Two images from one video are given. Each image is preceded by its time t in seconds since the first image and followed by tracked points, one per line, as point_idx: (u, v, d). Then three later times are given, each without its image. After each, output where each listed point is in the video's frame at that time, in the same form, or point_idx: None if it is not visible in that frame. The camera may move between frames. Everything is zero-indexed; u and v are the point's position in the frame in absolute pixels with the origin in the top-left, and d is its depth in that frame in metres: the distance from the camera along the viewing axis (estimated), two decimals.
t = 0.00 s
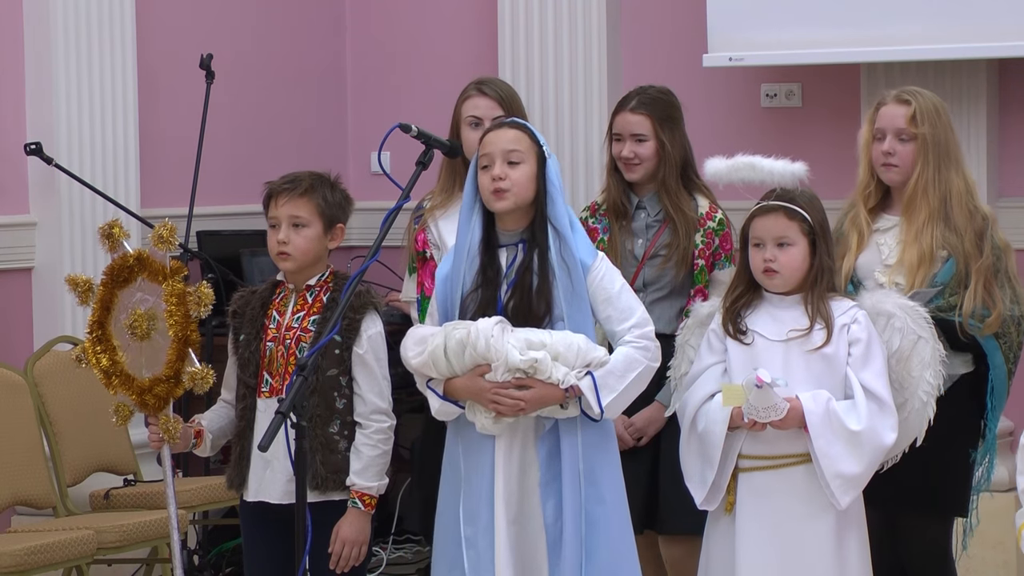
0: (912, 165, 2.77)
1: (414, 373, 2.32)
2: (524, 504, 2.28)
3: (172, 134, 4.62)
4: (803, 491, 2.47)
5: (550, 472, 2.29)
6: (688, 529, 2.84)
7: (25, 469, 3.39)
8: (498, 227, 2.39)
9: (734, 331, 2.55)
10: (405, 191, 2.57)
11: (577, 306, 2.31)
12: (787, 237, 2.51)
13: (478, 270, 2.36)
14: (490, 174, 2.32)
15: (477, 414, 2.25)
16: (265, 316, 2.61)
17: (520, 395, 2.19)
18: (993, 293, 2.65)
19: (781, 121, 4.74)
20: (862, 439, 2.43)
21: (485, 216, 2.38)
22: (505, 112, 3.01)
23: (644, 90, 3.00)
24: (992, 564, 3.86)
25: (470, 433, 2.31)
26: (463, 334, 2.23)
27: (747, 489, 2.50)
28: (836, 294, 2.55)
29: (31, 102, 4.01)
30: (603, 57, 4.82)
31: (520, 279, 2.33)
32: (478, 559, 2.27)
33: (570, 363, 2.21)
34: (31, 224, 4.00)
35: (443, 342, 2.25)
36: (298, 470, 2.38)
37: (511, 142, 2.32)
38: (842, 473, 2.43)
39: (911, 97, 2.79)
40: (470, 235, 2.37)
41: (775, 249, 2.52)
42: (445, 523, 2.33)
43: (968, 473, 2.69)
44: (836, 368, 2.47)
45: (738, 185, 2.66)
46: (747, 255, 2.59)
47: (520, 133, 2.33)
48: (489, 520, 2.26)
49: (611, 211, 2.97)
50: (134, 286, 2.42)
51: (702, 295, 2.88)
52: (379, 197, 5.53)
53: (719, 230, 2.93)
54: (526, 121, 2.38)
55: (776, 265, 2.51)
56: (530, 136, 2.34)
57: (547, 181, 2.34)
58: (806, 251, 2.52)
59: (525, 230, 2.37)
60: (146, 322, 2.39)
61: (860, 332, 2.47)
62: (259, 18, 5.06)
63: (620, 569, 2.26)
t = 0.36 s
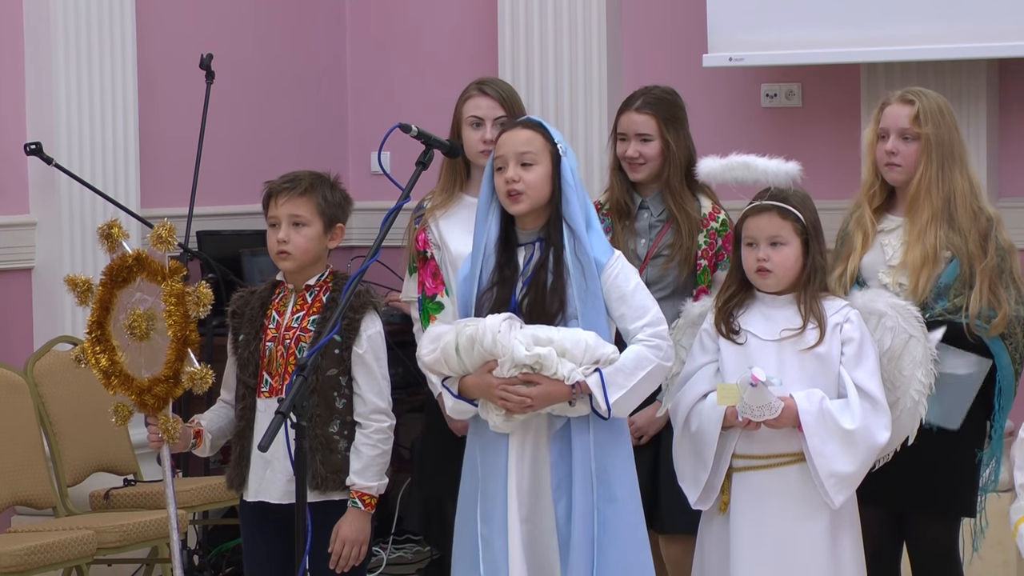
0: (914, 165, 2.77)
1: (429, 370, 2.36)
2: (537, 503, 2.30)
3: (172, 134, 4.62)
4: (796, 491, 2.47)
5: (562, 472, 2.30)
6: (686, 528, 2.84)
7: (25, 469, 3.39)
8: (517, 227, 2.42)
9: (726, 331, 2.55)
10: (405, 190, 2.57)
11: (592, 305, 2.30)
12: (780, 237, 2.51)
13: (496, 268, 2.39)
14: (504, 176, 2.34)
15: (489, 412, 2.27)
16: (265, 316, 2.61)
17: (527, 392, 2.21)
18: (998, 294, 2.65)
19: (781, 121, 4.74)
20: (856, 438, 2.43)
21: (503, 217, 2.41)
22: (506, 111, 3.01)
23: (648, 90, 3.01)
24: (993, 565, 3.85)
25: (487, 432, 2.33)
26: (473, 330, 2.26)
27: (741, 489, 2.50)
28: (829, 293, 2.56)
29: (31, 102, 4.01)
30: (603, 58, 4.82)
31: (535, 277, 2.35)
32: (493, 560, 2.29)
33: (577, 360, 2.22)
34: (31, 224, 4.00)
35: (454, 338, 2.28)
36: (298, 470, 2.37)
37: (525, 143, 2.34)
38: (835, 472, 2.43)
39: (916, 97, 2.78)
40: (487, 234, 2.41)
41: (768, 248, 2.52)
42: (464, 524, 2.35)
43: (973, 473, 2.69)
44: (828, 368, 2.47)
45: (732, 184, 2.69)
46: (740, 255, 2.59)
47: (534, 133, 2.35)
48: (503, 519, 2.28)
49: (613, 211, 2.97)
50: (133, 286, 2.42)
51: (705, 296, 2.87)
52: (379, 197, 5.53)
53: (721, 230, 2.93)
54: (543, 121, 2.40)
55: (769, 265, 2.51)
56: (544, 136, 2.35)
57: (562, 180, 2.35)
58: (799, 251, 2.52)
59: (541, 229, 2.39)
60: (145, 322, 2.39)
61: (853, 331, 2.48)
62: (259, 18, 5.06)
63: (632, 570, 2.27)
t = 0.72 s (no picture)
0: (897, 165, 2.77)
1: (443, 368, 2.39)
2: (545, 504, 2.31)
3: (172, 134, 4.62)
4: (795, 490, 2.47)
5: (570, 472, 2.32)
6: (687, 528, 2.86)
7: (25, 469, 3.39)
8: (533, 227, 2.44)
9: (718, 332, 2.54)
10: (406, 190, 2.57)
11: (601, 307, 2.32)
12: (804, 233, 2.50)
13: (510, 266, 2.42)
14: (517, 178, 2.37)
15: (498, 411, 2.29)
16: (265, 316, 2.61)
17: (532, 392, 2.23)
18: (987, 292, 2.66)
19: (781, 120, 4.74)
20: (855, 436, 2.43)
21: (521, 217, 2.44)
22: (505, 111, 3.01)
23: (660, 88, 3.00)
24: (992, 564, 3.86)
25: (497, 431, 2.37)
26: (481, 329, 2.29)
27: (739, 489, 2.51)
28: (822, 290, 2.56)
29: (31, 102, 4.01)
30: (603, 58, 4.82)
31: (548, 276, 2.38)
32: (499, 558, 2.31)
33: (581, 360, 2.23)
34: (31, 224, 4.00)
35: (463, 337, 2.31)
36: (298, 469, 2.37)
37: (537, 145, 2.36)
38: (836, 469, 2.43)
39: (897, 98, 2.80)
40: (502, 232, 2.44)
41: (791, 244, 2.50)
42: (473, 523, 2.37)
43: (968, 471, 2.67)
44: (824, 366, 2.48)
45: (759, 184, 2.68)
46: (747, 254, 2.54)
47: (546, 134, 2.37)
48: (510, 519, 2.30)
49: (621, 210, 2.97)
50: (132, 286, 2.42)
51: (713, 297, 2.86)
52: (379, 197, 5.53)
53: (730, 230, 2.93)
54: (558, 120, 2.42)
55: (795, 261, 2.50)
56: (557, 136, 2.38)
57: (575, 181, 2.37)
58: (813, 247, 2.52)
59: (556, 229, 2.41)
60: (144, 322, 2.39)
61: (846, 328, 2.48)
62: (259, 19, 5.06)
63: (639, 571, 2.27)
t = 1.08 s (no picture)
0: (879, 164, 2.79)
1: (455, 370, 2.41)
2: (556, 504, 2.32)
3: (172, 134, 4.62)
4: (806, 491, 2.48)
5: (580, 473, 2.33)
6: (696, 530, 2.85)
7: (25, 469, 3.39)
8: (546, 228, 2.45)
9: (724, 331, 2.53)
10: (406, 189, 2.57)
11: (610, 308, 2.33)
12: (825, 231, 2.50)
13: (523, 268, 2.44)
14: (528, 179, 2.38)
15: (507, 411, 2.31)
16: (263, 316, 2.61)
17: (538, 393, 2.24)
18: (966, 288, 2.67)
19: (781, 120, 4.74)
20: (870, 433, 2.44)
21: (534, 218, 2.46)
22: (505, 112, 3.00)
23: (676, 84, 3.01)
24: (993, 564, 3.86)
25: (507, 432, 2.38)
26: (489, 331, 2.31)
27: (750, 492, 2.50)
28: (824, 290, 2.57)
29: (31, 101, 4.01)
30: (603, 58, 4.83)
31: (557, 277, 2.39)
32: (509, 559, 2.32)
33: (587, 361, 2.24)
34: (31, 224, 4.00)
35: (473, 338, 2.33)
36: (298, 470, 2.38)
37: (548, 146, 2.38)
38: (853, 468, 2.44)
39: (876, 97, 2.81)
40: (516, 233, 2.46)
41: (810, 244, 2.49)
42: (487, 526, 2.39)
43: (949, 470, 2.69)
44: (833, 365, 2.48)
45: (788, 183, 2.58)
46: (764, 253, 2.50)
47: (559, 136, 2.38)
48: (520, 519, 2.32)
49: (632, 205, 2.98)
50: (131, 286, 2.42)
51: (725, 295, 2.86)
52: (379, 197, 5.52)
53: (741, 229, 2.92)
54: (571, 122, 2.43)
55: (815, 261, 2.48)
56: (570, 138, 2.39)
57: (586, 181, 2.38)
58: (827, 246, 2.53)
59: (566, 231, 2.42)
60: (144, 322, 2.39)
61: (852, 327, 2.50)
62: (260, 18, 5.06)
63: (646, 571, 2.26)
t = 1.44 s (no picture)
0: (880, 165, 2.79)
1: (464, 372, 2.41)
2: (564, 505, 2.33)
3: (172, 134, 4.62)
4: (817, 491, 2.48)
5: (583, 477, 2.33)
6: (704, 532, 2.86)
7: (25, 469, 3.38)
8: (554, 229, 2.46)
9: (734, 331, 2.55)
10: (406, 189, 2.57)
11: (614, 308, 2.34)
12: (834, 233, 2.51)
13: (531, 271, 2.45)
14: (535, 176, 2.39)
15: (513, 413, 2.31)
16: (260, 317, 2.61)
17: (540, 394, 2.24)
18: (964, 289, 2.67)
19: (781, 120, 4.75)
20: (880, 435, 2.44)
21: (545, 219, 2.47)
22: (504, 112, 3.00)
23: (685, 81, 3.02)
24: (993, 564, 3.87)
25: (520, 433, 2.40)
26: (494, 332, 2.31)
27: (761, 494, 2.50)
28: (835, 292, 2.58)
29: (31, 101, 4.01)
30: (602, 58, 4.83)
31: (562, 278, 2.40)
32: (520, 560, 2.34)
33: (588, 362, 2.25)
34: (31, 224, 4.00)
35: (480, 341, 2.33)
36: (298, 470, 2.38)
37: (558, 145, 2.38)
38: (864, 471, 2.43)
39: (878, 98, 2.81)
40: (528, 232, 2.46)
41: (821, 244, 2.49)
42: (498, 527, 2.40)
43: (943, 468, 2.70)
44: (844, 366, 2.48)
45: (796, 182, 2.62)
46: (773, 252, 2.52)
47: (568, 135, 2.38)
48: (530, 520, 2.33)
49: (641, 201, 2.99)
50: (127, 287, 2.41)
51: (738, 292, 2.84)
52: (378, 197, 5.52)
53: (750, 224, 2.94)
54: (581, 123, 2.43)
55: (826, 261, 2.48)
56: (578, 138, 2.39)
57: (593, 182, 2.38)
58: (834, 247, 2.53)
59: (573, 232, 2.42)
60: (140, 323, 2.38)
61: (863, 328, 2.50)
62: (260, 18, 5.06)
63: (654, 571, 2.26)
